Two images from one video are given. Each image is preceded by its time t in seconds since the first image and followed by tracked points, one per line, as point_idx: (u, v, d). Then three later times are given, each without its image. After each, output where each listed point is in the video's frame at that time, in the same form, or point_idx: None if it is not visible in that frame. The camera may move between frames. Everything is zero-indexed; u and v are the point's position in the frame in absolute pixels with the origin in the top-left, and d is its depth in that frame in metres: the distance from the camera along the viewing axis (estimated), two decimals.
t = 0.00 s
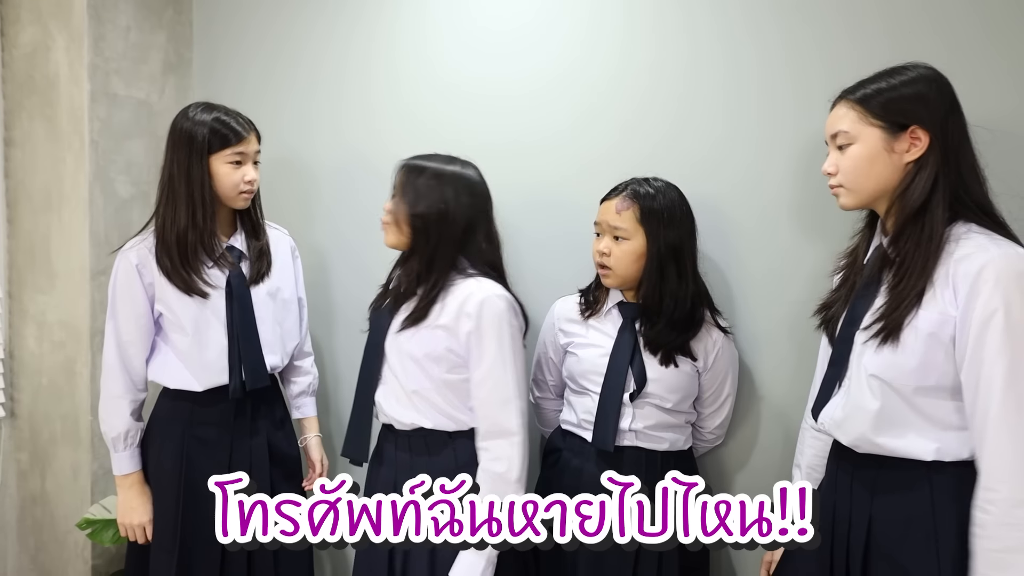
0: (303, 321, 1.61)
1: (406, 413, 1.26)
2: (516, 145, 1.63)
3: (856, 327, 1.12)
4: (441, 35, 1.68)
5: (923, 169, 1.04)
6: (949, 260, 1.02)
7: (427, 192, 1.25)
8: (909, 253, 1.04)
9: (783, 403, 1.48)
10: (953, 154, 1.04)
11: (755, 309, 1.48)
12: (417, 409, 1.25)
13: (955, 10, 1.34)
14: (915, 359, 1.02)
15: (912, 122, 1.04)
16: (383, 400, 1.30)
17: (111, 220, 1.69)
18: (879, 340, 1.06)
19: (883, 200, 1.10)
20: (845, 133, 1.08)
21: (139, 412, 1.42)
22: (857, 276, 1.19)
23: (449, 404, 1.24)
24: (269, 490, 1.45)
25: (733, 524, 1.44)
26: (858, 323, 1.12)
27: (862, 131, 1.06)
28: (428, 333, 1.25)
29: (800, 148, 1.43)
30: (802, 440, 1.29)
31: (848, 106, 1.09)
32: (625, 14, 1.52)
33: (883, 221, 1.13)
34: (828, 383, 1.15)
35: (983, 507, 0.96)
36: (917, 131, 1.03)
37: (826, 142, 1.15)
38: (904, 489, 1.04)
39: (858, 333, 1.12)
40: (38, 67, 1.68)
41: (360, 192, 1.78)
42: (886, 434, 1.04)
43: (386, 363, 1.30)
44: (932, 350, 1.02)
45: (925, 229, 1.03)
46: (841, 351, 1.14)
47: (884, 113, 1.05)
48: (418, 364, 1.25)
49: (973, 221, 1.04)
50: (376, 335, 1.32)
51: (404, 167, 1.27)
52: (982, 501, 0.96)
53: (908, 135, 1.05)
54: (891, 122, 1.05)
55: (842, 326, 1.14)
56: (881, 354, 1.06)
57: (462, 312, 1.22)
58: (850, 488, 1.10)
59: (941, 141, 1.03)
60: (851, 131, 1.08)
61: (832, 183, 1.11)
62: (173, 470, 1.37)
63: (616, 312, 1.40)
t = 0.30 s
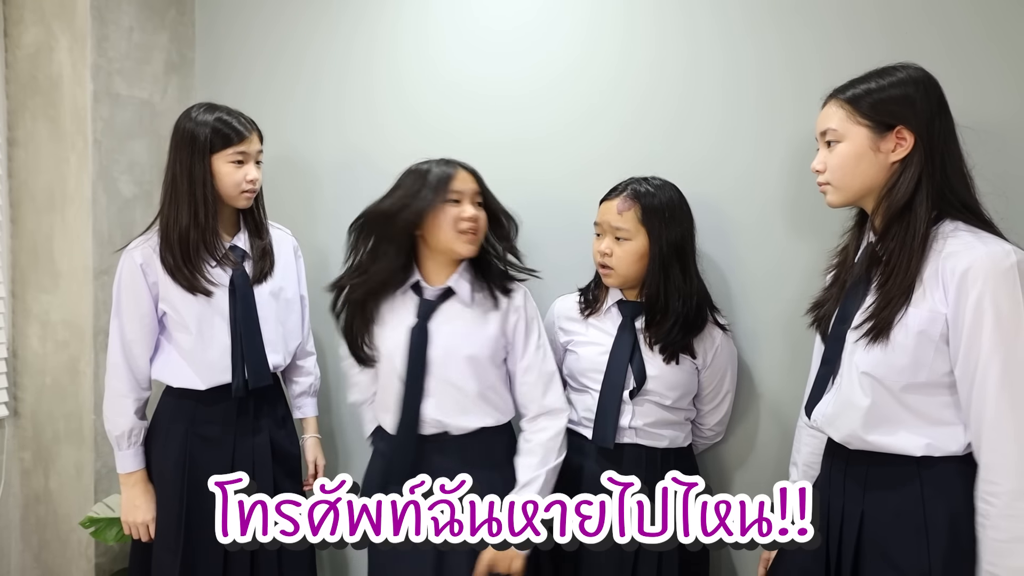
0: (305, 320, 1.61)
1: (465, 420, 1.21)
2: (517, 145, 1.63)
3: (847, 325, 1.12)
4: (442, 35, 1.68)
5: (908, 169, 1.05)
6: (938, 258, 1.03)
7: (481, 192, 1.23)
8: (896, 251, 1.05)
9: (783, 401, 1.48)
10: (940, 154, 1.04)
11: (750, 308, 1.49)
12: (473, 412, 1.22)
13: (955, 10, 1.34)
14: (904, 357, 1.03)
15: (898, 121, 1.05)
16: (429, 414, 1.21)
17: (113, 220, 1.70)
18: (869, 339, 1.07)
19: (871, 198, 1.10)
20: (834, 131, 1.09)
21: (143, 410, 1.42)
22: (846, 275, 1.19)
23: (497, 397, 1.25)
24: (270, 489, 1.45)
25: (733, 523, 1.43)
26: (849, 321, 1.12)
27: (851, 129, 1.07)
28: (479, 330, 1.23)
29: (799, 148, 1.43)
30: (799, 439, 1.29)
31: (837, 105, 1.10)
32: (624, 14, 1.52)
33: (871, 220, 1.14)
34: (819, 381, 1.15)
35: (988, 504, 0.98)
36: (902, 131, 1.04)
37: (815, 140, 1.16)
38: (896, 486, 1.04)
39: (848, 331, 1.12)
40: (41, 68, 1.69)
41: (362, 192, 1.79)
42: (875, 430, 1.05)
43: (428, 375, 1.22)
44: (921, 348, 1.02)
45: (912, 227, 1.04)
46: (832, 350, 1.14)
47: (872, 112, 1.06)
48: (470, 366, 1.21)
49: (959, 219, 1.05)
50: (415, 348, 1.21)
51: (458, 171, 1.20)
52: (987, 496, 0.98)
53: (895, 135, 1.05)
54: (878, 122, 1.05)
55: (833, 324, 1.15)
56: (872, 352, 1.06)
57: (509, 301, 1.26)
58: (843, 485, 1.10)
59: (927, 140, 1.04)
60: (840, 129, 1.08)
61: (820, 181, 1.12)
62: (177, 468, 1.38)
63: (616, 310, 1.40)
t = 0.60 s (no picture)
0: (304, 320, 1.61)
1: (501, 411, 1.30)
2: (517, 145, 1.63)
3: (845, 325, 1.12)
4: (441, 35, 1.69)
5: (904, 170, 1.06)
6: (937, 257, 1.03)
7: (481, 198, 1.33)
8: (894, 251, 1.05)
9: (781, 400, 1.48)
10: (934, 154, 1.05)
11: (747, 307, 1.49)
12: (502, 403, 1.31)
13: (953, 9, 1.34)
14: (904, 356, 1.03)
15: (895, 123, 1.05)
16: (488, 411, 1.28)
17: (115, 219, 1.71)
18: (868, 338, 1.07)
19: (866, 199, 1.11)
20: (830, 131, 1.09)
21: (143, 410, 1.43)
22: (842, 274, 1.20)
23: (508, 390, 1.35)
24: (270, 489, 1.45)
25: (733, 523, 1.43)
26: (846, 321, 1.12)
27: (846, 129, 1.07)
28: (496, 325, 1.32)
29: (798, 147, 1.43)
30: (785, 438, 1.29)
31: (833, 105, 1.10)
32: (623, 15, 1.53)
33: (866, 219, 1.14)
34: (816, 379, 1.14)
35: (971, 497, 0.97)
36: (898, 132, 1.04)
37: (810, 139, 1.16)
38: (893, 484, 1.05)
39: (845, 331, 1.12)
40: (43, 69, 1.69)
41: (362, 191, 1.79)
42: (874, 430, 1.05)
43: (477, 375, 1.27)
44: (921, 347, 1.02)
45: (911, 227, 1.05)
46: (828, 349, 1.14)
47: (868, 113, 1.06)
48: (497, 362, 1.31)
49: (955, 219, 1.06)
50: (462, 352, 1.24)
51: (467, 175, 1.28)
52: (969, 488, 0.97)
53: (890, 135, 1.06)
54: (874, 123, 1.05)
55: (829, 324, 1.14)
56: (871, 351, 1.06)
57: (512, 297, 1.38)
58: (839, 485, 1.10)
59: (924, 141, 1.04)
60: (835, 129, 1.08)
61: (815, 181, 1.12)
62: (175, 469, 1.38)
63: (615, 309, 1.41)
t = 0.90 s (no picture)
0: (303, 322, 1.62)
1: (495, 413, 1.31)
2: (515, 147, 1.64)
3: (838, 326, 1.13)
4: (439, 38, 1.69)
5: (896, 172, 1.06)
6: (926, 258, 1.04)
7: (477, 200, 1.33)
8: (886, 252, 1.06)
9: (780, 402, 1.49)
10: (927, 156, 1.05)
11: (744, 309, 1.50)
12: (496, 404, 1.33)
13: (948, 10, 1.34)
14: (895, 355, 1.04)
15: (887, 125, 1.06)
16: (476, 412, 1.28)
17: (115, 224, 1.71)
18: (859, 339, 1.08)
19: (859, 201, 1.12)
20: (823, 132, 1.10)
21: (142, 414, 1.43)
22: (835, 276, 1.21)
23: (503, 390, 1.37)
24: (269, 492, 1.45)
25: (733, 523, 1.43)
26: (840, 321, 1.13)
27: (839, 131, 1.08)
28: (488, 326, 1.33)
29: (795, 147, 1.43)
30: (784, 437, 1.29)
31: (826, 106, 1.11)
32: (620, 17, 1.53)
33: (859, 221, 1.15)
34: (812, 380, 1.16)
35: (952, 493, 0.97)
36: (891, 134, 1.05)
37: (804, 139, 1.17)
38: (890, 484, 1.05)
39: (839, 331, 1.13)
40: (43, 74, 1.70)
41: (360, 195, 1.80)
42: (866, 429, 1.06)
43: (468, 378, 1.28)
44: (911, 347, 1.03)
45: (902, 229, 1.05)
46: (823, 350, 1.15)
47: (861, 115, 1.07)
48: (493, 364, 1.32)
49: (945, 220, 1.06)
50: (454, 354, 1.25)
51: (462, 177, 1.28)
52: (950, 485, 0.97)
53: (882, 137, 1.06)
54: (866, 124, 1.06)
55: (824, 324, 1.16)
56: (862, 352, 1.07)
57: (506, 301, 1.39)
58: (836, 481, 1.11)
59: (916, 144, 1.05)
60: (828, 130, 1.09)
61: (809, 182, 1.13)
62: (174, 474, 1.38)
63: (614, 310, 1.41)
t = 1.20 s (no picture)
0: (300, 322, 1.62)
1: (485, 408, 1.34)
2: (513, 147, 1.64)
3: (823, 323, 1.16)
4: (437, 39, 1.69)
5: (883, 172, 1.07)
6: (899, 258, 1.03)
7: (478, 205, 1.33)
8: (865, 253, 1.07)
9: (779, 402, 1.48)
10: (914, 159, 1.05)
11: (740, 308, 1.50)
12: (483, 401, 1.36)
13: (947, 10, 1.34)
14: (871, 355, 1.05)
15: (876, 126, 1.06)
16: (461, 408, 1.30)
17: (113, 225, 1.71)
18: (838, 337, 1.09)
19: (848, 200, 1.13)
20: (814, 130, 1.12)
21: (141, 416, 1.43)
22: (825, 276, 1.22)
23: (489, 387, 1.39)
24: (268, 492, 1.46)
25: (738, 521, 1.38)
26: (825, 319, 1.15)
27: (828, 130, 1.10)
28: (473, 328, 1.33)
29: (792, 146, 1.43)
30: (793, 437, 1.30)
31: (820, 104, 1.12)
32: (617, 17, 1.53)
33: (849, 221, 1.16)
34: (805, 379, 1.19)
35: (928, 491, 0.96)
36: (879, 135, 1.06)
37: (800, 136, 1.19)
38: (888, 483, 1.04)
39: (824, 329, 1.15)
40: (41, 75, 1.70)
41: (359, 195, 1.80)
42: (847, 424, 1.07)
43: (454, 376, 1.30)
44: (887, 347, 1.04)
45: (882, 230, 1.06)
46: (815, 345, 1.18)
47: (852, 116, 1.07)
48: (481, 363, 1.34)
49: (927, 220, 1.06)
50: (439, 352, 1.26)
51: (466, 182, 1.29)
52: (926, 484, 0.96)
53: (871, 138, 1.07)
54: (856, 125, 1.07)
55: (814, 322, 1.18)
56: (843, 351, 1.09)
57: (496, 302, 1.38)
58: (833, 481, 1.11)
59: (904, 144, 1.05)
60: (818, 129, 1.11)
61: (801, 179, 1.15)
62: (173, 476, 1.38)
63: (613, 309, 1.41)
